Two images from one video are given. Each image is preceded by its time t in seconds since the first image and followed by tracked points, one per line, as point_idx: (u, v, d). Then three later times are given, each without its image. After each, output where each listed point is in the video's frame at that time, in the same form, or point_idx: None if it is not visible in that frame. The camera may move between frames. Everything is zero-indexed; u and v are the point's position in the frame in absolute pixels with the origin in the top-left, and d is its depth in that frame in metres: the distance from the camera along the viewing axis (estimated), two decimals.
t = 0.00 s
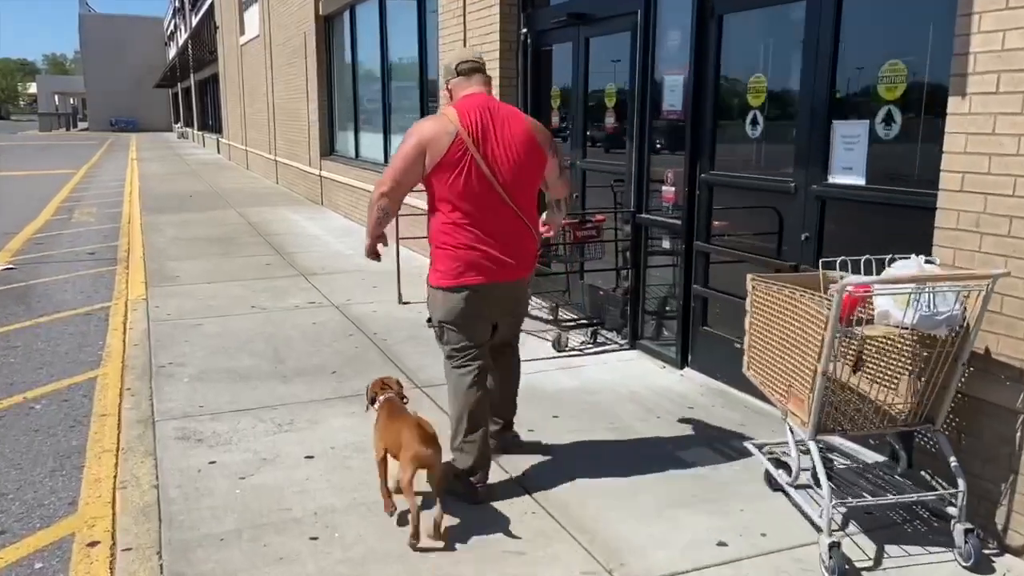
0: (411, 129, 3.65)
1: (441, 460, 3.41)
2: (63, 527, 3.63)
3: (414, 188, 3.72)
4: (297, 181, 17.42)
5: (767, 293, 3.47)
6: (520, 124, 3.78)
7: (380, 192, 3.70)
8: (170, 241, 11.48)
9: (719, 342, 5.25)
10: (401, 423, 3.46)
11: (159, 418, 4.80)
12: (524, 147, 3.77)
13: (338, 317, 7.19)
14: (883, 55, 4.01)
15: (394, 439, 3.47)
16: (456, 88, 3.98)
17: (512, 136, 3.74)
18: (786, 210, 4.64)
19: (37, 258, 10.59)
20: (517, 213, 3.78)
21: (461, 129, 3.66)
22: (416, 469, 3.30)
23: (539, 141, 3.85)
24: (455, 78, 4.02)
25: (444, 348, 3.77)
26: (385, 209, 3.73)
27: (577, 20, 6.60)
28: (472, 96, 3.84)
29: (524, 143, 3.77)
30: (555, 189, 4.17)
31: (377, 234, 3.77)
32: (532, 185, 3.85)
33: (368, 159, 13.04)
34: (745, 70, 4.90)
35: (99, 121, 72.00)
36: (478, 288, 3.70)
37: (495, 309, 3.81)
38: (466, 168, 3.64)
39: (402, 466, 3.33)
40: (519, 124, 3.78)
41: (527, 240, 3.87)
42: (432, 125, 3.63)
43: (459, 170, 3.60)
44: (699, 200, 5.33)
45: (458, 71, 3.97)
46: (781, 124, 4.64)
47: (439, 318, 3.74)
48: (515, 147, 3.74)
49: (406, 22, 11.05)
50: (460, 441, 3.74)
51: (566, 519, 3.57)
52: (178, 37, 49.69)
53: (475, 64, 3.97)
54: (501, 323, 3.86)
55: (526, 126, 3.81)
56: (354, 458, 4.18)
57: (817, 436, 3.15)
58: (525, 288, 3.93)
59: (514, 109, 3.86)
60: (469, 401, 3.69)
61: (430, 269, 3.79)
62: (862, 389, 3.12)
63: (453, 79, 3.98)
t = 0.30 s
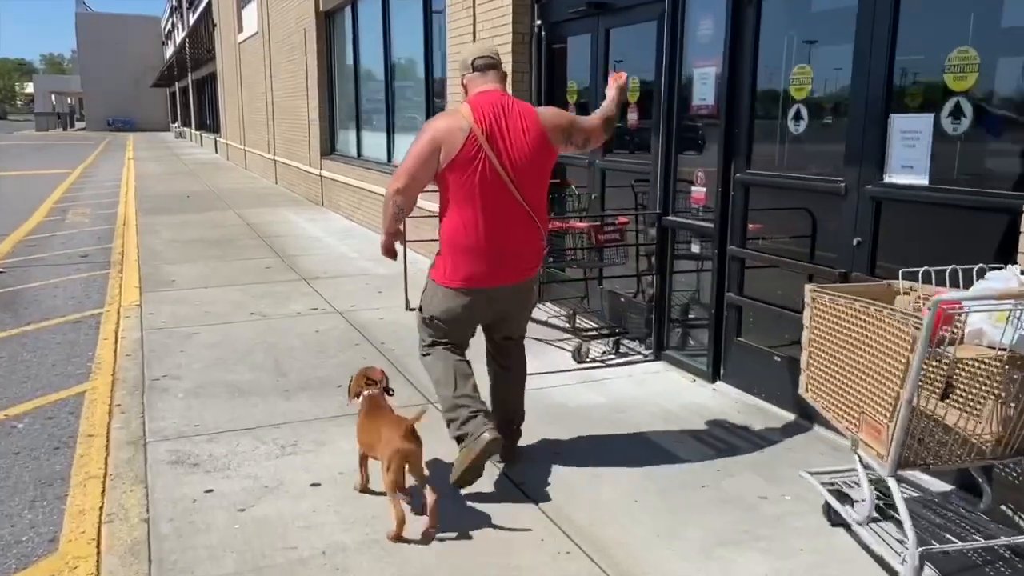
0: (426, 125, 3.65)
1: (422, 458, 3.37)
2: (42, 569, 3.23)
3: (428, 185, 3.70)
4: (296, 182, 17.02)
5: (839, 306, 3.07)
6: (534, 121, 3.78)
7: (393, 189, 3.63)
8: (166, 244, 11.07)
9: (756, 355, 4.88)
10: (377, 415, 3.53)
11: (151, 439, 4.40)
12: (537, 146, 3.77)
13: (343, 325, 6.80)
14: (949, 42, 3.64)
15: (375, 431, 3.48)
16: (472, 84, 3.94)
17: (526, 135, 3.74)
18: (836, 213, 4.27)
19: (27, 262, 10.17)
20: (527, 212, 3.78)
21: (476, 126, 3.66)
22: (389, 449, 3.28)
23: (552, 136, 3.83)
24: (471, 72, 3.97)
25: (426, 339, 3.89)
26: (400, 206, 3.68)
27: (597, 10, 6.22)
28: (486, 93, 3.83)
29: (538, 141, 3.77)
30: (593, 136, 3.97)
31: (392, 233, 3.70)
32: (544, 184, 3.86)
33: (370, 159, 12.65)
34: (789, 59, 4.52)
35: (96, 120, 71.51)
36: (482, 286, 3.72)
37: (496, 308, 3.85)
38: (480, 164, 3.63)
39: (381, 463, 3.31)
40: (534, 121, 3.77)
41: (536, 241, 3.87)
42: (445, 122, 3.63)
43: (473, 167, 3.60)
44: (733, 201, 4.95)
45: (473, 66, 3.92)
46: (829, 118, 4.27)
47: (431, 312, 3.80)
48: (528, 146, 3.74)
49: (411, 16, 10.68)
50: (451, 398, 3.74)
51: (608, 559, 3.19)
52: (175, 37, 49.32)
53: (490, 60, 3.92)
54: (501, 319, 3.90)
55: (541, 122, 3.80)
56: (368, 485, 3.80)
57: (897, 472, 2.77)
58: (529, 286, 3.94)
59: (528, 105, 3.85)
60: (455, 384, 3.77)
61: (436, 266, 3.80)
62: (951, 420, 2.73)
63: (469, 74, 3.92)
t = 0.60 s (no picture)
0: (428, 124, 3.67)
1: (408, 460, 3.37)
2: None
3: (433, 185, 3.74)
4: (296, 184, 16.82)
5: (887, 323, 2.85)
6: (536, 117, 3.78)
7: (402, 192, 3.70)
8: (164, 247, 10.87)
9: (779, 368, 4.68)
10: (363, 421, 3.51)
11: (147, 458, 4.20)
12: (539, 143, 3.78)
13: (346, 333, 6.59)
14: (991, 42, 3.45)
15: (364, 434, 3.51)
16: (470, 82, 3.93)
17: (528, 131, 3.75)
18: (865, 220, 4.07)
19: (22, 267, 9.97)
20: (530, 210, 3.80)
21: (478, 124, 3.67)
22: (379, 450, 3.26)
23: (554, 129, 3.84)
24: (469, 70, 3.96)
25: (426, 328, 3.92)
26: (409, 208, 3.74)
27: (609, 8, 6.02)
28: (488, 90, 3.83)
29: (540, 137, 3.78)
30: (593, 111, 3.92)
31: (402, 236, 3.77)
32: (546, 181, 3.87)
33: (372, 161, 12.45)
34: (815, 60, 4.33)
35: (95, 121, 71.30)
36: (484, 283, 3.76)
37: (496, 307, 3.88)
38: (482, 163, 3.66)
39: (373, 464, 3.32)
40: (535, 116, 3.78)
41: (539, 239, 3.88)
42: (447, 120, 3.66)
43: (475, 165, 3.63)
44: (754, 207, 4.74)
45: (473, 64, 3.90)
46: (859, 122, 4.07)
47: (433, 302, 3.84)
48: (530, 142, 3.76)
49: (414, 16, 10.48)
50: (438, 409, 3.96)
51: None
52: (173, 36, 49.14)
53: (489, 57, 3.91)
54: (507, 318, 3.90)
55: (542, 117, 3.81)
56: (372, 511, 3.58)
57: (950, 504, 2.57)
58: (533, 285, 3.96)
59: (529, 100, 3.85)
60: (444, 379, 3.93)
61: (438, 262, 3.84)
62: (1009, 449, 2.54)
63: (466, 72, 3.91)
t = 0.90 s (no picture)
0: (426, 135, 3.69)
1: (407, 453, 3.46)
2: None
3: (433, 195, 3.76)
4: (297, 184, 16.66)
5: (929, 337, 2.72)
6: (532, 123, 3.79)
7: (402, 204, 3.74)
8: (163, 249, 10.71)
9: (799, 378, 4.53)
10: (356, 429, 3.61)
11: (144, 473, 4.04)
12: (537, 149, 3.79)
13: (350, 339, 6.44)
14: None
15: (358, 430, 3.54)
16: (466, 91, 3.94)
17: (525, 138, 3.76)
18: (893, 226, 3.91)
19: (19, 269, 9.82)
20: (530, 217, 3.81)
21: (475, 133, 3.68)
22: (378, 442, 3.36)
23: (550, 134, 3.86)
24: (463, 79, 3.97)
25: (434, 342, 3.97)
26: (409, 219, 3.77)
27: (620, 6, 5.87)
28: (484, 98, 3.84)
29: (537, 144, 3.79)
30: (588, 109, 3.93)
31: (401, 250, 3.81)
32: (545, 187, 3.88)
33: (374, 161, 12.28)
34: (837, 59, 4.18)
35: (94, 121, 71.13)
36: (486, 292, 3.79)
37: (498, 313, 3.88)
38: (481, 172, 3.67)
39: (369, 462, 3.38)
40: (531, 123, 3.79)
41: (540, 244, 3.90)
42: (445, 129, 3.66)
43: (474, 174, 3.64)
44: (773, 210, 4.59)
45: (467, 73, 3.91)
46: (887, 122, 3.91)
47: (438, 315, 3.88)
48: (528, 149, 3.76)
49: (417, 14, 10.30)
50: (428, 406, 4.15)
51: None
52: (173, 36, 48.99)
53: (483, 65, 3.92)
54: (510, 323, 3.88)
55: (538, 123, 3.82)
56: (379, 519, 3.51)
57: (999, 531, 2.51)
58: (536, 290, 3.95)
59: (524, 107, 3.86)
60: (438, 381, 4.07)
61: (440, 271, 3.86)
62: None
63: (461, 82, 3.92)
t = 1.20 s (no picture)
0: (419, 140, 3.67)
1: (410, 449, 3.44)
2: None
3: (427, 200, 3.74)
4: (297, 185, 16.53)
5: (964, 346, 2.59)
6: (525, 126, 3.78)
7: (395, 210, 3.73)
8: (163, 250, 10.58)
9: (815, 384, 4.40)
10: (353, 422, 3.62)
11: (143, 483, 3.92)
12: (531, 152, 3.78)
13: (353, 343, 6.31)
14: None
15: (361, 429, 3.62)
16: (457, 96, 3.90)
17: (518, 141, 3.74)
18: (915, 228, 3.79)
19: (17, 271, 9.70)
20: (525, 219, 3.78)
21: (468, 138, 3.66)
22: (379, 436, 3.36)
23: (543, 135, 3.85)
24: (455, 83, 3.94)
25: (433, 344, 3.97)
26: (402, 224, 3.76)
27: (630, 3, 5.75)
28: (476, 102, 3.81)
29: (530, 146, 3.77)
30: (580, 110, 3.93)
31: (393, 253, 3.83)
32: (539, 190, 3.86)
33: (375, 161, 12.15)
34: (858, 56, 4.06)
35: (94, 121, 71.03)
36: (483, 297, 3.78)
37: (494, 316, 3.85)
38: (474, 177, 3.65)
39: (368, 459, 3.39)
40: (524, 125, 3.78)
41: (536, 248, 3.87)
42: (438, 135, 3.64)
43: (467, 179, 3.63)
44: (789, 212, 4.47)
45: (459, 78, 3.88)
46: (909, 121, 3.79)
47: (436, 317, 3.88)
48: (521, 152, 3.73)
49: (420, 12, 10.16)
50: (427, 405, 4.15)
51: None
52: (173, 35, 48.87)
53: (475, 69, 3.89)
54: (507, 327, 3.84)
55: (531, 126, 3.81)
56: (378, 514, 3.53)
57: None
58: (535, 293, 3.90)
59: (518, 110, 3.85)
60: (436, 381, 4.06)
61: (436, 276, 3.86)
62: None
63: (452, 87, 3.89)
